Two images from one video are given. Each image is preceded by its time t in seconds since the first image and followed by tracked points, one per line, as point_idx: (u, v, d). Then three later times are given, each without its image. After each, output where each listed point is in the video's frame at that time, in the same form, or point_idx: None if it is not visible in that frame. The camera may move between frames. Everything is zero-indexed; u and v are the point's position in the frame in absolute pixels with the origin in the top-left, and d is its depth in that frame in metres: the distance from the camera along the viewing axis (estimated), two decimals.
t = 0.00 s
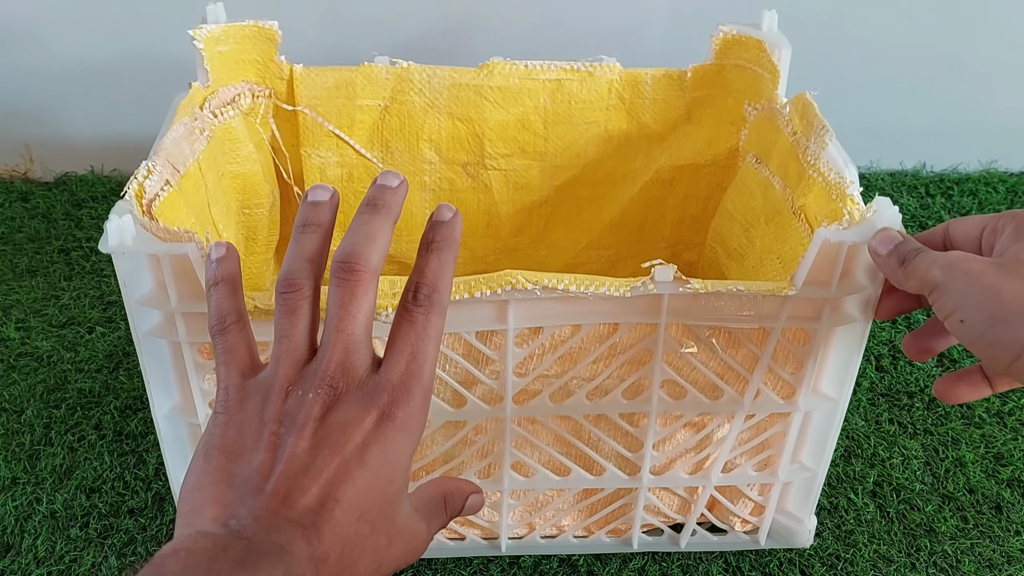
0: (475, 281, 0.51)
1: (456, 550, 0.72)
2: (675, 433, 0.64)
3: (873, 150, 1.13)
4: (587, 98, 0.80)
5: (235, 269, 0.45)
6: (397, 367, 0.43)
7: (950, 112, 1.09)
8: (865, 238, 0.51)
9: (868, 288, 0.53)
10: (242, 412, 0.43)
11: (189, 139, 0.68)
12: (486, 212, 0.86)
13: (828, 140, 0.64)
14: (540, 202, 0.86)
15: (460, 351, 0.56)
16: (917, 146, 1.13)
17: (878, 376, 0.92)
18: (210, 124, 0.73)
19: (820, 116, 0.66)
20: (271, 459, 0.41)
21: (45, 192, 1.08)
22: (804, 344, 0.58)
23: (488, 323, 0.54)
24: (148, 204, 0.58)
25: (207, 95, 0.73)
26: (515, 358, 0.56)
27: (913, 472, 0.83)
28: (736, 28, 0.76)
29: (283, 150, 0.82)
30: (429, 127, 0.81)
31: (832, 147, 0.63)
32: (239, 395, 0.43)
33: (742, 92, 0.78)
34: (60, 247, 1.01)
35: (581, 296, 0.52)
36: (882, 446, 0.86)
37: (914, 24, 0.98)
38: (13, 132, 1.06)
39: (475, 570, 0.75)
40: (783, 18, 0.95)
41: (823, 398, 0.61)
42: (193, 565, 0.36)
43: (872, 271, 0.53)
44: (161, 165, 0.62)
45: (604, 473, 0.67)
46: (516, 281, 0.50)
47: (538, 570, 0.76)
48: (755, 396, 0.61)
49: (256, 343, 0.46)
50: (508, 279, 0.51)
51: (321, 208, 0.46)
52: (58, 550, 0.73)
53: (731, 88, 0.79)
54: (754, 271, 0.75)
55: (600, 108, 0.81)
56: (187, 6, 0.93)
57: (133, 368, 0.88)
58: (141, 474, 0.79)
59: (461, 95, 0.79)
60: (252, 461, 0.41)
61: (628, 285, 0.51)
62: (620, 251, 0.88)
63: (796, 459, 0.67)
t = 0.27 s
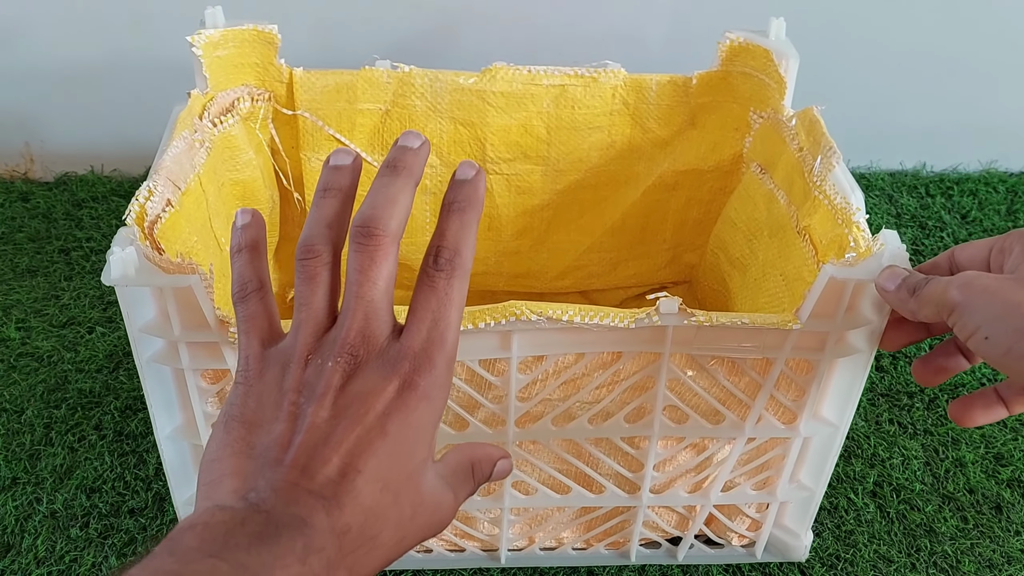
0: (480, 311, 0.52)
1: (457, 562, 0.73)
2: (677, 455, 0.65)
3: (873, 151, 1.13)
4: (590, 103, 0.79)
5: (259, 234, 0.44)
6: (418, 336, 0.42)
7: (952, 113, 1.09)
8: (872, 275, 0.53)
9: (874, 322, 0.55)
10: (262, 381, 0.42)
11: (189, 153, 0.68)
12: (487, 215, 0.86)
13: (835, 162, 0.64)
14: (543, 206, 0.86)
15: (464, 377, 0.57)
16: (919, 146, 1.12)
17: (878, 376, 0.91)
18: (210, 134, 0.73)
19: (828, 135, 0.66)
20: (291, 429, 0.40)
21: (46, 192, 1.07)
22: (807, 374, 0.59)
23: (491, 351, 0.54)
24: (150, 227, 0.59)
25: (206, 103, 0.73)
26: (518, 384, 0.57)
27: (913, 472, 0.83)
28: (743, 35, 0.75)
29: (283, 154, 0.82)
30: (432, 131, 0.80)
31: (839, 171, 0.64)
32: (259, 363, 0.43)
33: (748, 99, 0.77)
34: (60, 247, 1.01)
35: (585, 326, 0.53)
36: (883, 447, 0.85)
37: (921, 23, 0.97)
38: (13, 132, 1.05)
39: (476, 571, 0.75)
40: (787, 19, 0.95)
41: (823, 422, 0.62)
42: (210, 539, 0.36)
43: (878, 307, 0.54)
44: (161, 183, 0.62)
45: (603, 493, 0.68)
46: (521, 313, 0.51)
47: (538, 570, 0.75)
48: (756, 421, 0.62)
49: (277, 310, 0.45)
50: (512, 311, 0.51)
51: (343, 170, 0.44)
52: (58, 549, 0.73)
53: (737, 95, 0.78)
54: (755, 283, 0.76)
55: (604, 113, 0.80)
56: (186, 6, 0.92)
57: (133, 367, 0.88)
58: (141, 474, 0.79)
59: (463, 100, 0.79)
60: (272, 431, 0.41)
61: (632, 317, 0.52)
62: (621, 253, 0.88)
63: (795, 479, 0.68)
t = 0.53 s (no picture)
0: (479, 317, 0.51)
1: (456, 564, 0.73)
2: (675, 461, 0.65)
3: (873, 151, 1.13)
4: (590, 104, 0.79)
5: (250, 249, 0.44)
6: (421, 336, 0.42)
7: (953, 113, 1.09)
8: (872, 284, 0.52)
9: (875, 331, 0.54)
10: (262, 386, 0.42)
11: (188, 156, 0.68)
12: (487, 215, 0.86)
13: (836, 166, 0.64)
14: (543, 206, 0.86)
15: (463, 381, 0.57)
16: (919, 146, 1.12)
17: (878, 376, 0.91)
18: (210, 135, 0.72)
19: (829, 139, 0.65)
20: (295, 430, 0.40)
21: (45, 192, 1.07)
22: (807, 381, 0.60)
23: (490, 357, 0.54)
24: (149, 229, 0.59)
25: (205, 103, 0.73)
26: (517, 390, 0.57)
27: (913, 472, 0.83)
28: (745, 36, 0.75)
29: (283, 155, 0.82)
30: (432, 131, 0.80)
31: (841, 175, 0.63)
32: (258, 369, 0.42)
33: (749, 101, 0.77)
34: (60, 247, 1.00)
35: (584, 333, 0.53)
36: (883, 447, 0.85)
37: (924, 21, 0.97)
38: (12, 132, 1.05)
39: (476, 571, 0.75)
40: (788, 19, 0.94)
41: (822, 429, 0.62)
42: (218, 538, 0.35)
43: (879, 313, 0.54)
44: (161, 187, 0.62)
45: (601, 497, 0.68)
46: (519, 319, 0.51)
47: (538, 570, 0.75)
48: (755, 428, 0.62)
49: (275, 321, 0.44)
50: (512, 317, 0.51)
51: (336, 183, 0.45)
52: (58, 550, 0.73)
53: (739, 96, 0.78)
54: (756, 286, 0.76)
55: (604, 114, 0.80)
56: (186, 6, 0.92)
57: (133, 367, 0.87)
58: (141, 474, 0.79)
59: (463, 101, 0.79)
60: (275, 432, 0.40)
61: (632, 324, 0.52)
62: (621, 253, 0.88)
63: (794, 484, 0.68)
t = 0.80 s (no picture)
0: (479, 317, 0.51)
1: (456, 564, 0.73)
2: (675, 460, 0.65)
3: (873, 150, 1.13)
4: (591, 104, 0.79)
5: (245, 255, 0.45)
6: (415, 340, 0.42)
7: (953, 112, 1.09)
8: (871, 284, 0.52)
9: (876, 330, 0.54)
10: (256, 391, 0.42)
11: (188, 156, 0.68)
12: (487, 214, 0.86)
13: (836, 166, 0.64)
14: (544, 206, 0.86)
15: (462, 381, 0.57)
16: (918, 145, 1.12)
17: (878, 376, 0.91)
18: (210, 135, 0.73)
19: (829, 139, 0.66)
20: (290, 434, 0.40)
21: (45, 192, 1.07)
22: (807, 380, 0.60)
23: (490, 356, 0.54)
24: (149, 229, 0.59)
25: (205, 103, 0.73)
26: (517, 390, 0.57)
27: (913, 471, 0.83)
28: (745, 36, 0.75)
29: (284, 155, 0.82)
30: (431, 131, 0.80)
31: (841, 175, 0.63)
32: (252, 375, 0.42)
33: (750, 101, 0.77)
34: (60, 247, 1.00)
35: (584, 333, 0.53)
36: (882, 447, 0.85)
37: (924, 20, 0.97)
38: (12, 132, 1.05)
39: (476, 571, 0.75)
40: (788, 19, 0.94)
41: (823, 429, 0.62)
42: (213, 542, 0.35)
43: (879, 313, 0.54)
44: (161, 187, 0.62)
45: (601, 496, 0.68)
46: (520, 319, 0.51)
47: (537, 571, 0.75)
48: (755, 428, 0.62)
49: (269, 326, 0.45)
50: (512, 317, 0.51)
51: (330, 190, 0.45)
52: (58, 550, 0.73)
53: (740, 96, 0.78)
54: (756, 286, 0.76)
55: (605, 114, 0.80)
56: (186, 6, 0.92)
57: (134, 367, 0.88)
58: (141, 474, 0.79)
59: (463, 100, 0.79)
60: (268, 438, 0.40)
61: (632, 324, 0.52)
62: (622, 252, 0.88)
63: (794, 484, 0.68)
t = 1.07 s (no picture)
0: (479, 317, 0.51)
1: (456, 564, 0.73)
2: (675, 460, 0.65)
3: (873, 150, 1.13)
4: (591, 104, 0.79)
5: (251, 252, 0.44)
6: (415, 336, 0.41)
7: (953, 112, 1.08)
8: (870, 283, 0.52)
9: (875, 330, 0.54)
10: (256, 387, 0.41)
11: (187, 156, 0.68)
12: (487, 214, 0.86)
13: (836, 166, 0.64)
14: (544, 206, 0.86)
15: (463, 381, 0.57)
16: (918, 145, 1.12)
17: (878, 376, 0.91)
18: (210, 135, 0.72)
19: (829, 139, 0.66)
20: (289, 429, 0.39)
21: (45, 192, 1.07)
22: (807, 380, 0.60)
23: (489, 357, 0.54)
24: (149, 229, 0.59)
25: (205, 103, 0.73)
26: (517, 390, 0.57)
27: (913, 471, 0.83)
28: (745, 36, 0.75)
29: (284, 155, 0.82)
30: (431, 131, 0.80)
31: (841, 175, 0.63)
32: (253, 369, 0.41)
33: (750, 101, 0.77)
34: (59, 246, 1.00)
35: (585, 333, 0.53)
36: (882, 446, 0.85)
37: (924, 19, 0.97)
38: (12, 132, 1.05)
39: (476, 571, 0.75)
40: (788, 19, 0.94)
41: (823, 429, 0.62)
42: (211, 539, 0.35)
43: (878, 313, 0.54)
44: (160, 187, 0.62)
45: (601, 496, 0.68)
46: (520, 319, 0.51)
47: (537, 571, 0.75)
48: (755, 428, 0.62)
49: (273, 324, 0.44)
50: (512, 317, 0.51)
51: (332, 188, 0.45)
52: (58, 550, 0.73)
53: (740, 96, 0.78)
54: (756, 286, 0.76)
55: (605, 114, 0.80)
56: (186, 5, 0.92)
57: (134, 367, 0.88)
58: (141, 474, 0.79)
59: (463, 100, 0.79)
60: (269, 431, 0.39)
61: (632, 324, 0.52)
62: (622, 253, 0.88)
63: (794, 484, 0.68)
